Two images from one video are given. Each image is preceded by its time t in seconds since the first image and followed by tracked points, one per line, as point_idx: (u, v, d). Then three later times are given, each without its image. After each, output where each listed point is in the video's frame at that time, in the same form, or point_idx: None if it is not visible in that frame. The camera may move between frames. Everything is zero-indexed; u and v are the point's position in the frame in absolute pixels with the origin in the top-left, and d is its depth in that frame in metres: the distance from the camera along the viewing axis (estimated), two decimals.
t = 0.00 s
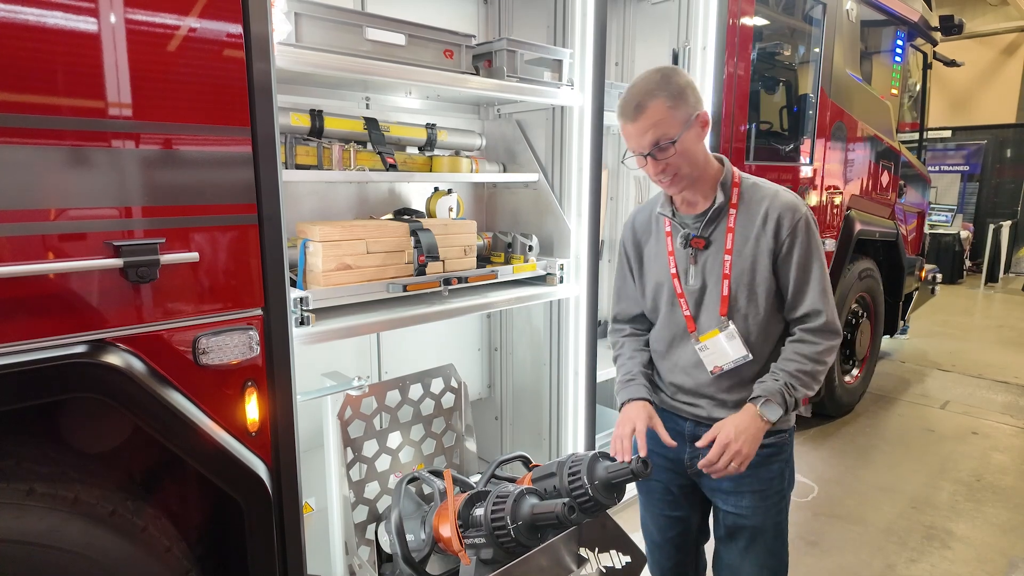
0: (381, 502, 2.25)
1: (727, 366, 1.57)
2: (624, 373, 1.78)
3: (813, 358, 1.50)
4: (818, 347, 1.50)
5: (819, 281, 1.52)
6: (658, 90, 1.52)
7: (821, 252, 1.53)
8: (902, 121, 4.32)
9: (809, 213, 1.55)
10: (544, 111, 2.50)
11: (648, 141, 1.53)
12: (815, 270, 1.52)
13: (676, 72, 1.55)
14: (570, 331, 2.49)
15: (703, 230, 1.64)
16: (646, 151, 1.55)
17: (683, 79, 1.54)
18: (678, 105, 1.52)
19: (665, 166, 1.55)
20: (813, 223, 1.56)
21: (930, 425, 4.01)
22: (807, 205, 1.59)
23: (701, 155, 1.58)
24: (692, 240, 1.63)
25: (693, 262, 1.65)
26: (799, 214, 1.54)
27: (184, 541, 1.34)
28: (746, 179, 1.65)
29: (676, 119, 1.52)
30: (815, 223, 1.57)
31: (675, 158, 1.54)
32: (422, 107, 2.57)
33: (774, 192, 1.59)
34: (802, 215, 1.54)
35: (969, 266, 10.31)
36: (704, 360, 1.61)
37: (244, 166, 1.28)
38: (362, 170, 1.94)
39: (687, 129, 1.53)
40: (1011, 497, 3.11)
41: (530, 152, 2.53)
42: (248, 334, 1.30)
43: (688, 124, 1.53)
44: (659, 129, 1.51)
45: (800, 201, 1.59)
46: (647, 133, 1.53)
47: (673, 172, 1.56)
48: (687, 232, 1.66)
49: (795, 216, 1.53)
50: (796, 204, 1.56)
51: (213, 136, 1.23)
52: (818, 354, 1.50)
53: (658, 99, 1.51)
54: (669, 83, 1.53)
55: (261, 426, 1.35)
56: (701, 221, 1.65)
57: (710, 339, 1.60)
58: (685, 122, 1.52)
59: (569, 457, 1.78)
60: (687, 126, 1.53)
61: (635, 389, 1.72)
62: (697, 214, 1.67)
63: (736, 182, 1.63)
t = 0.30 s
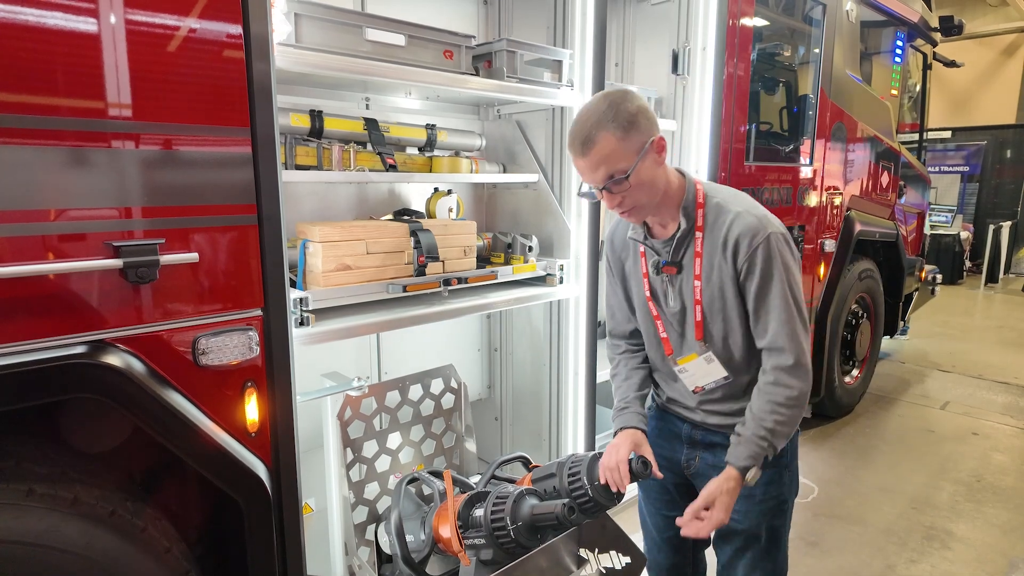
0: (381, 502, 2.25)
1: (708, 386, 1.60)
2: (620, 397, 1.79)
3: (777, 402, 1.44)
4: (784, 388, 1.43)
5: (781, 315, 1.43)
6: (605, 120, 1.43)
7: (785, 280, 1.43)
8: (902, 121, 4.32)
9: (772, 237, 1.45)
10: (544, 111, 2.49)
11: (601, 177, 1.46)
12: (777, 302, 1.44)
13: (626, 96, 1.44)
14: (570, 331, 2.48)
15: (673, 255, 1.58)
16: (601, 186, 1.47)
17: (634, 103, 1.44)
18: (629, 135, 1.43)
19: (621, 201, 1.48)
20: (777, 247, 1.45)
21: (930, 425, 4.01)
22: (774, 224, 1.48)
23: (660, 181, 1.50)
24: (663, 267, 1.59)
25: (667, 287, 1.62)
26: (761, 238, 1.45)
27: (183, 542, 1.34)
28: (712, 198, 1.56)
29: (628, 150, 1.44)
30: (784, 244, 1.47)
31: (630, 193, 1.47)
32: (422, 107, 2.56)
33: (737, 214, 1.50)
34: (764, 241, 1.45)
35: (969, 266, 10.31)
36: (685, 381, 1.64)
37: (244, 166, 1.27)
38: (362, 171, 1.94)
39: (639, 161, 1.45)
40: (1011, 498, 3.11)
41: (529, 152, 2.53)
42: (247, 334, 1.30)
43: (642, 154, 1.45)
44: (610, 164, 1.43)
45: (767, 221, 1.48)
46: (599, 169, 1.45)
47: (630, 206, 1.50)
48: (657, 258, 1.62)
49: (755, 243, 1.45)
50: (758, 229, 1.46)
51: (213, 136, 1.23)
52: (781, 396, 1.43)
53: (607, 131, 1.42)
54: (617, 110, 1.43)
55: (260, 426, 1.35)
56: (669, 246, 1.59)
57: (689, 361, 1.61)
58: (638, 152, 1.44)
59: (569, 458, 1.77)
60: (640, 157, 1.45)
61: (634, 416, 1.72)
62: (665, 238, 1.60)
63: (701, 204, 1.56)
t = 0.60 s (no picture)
0: (381, 503, 2.24)
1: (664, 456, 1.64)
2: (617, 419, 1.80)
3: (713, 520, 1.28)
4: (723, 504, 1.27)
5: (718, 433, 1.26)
6: (560, 210, 1.29)
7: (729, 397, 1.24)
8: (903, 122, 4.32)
9: (725, 340, 1.23)
10: (544, 112, 2.49)
11: (561, 264, 1.35)
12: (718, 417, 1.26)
13: (587, 181, 1.29)
14: (571, 331, 2.48)
15: (651, 317, 1.48)
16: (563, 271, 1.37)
17: (592, 188, 1.29)
18: (589, 224, 1.29)
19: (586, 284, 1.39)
20: (725, 351, 1.23)
21: (930, 425, 4.01)
22: (740, 321, 1.25)
23: (631, 258, 1.38)
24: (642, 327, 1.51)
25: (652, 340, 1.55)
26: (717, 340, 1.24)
27: (184, 543, 1.34)
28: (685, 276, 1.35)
29: (588, 240, 1.31)
30: (746, 349, 1.23)
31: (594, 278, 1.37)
32: (423, 107, 2.56)
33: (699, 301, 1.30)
34: (714, 344, 1.24)
35: (969, 266, 10.31)
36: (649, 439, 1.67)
37: (244, 166, 1.28)
38: (362, 171, 1.94)
39: (601, 249, 1.32)
40: (1011, 499, 3.11)
41: (530, 153, 2.53)
42: (248, 334, 1.30)
43: (603, 241, 1.32)
44: (569, 256, 1.32)
45: (728, 316, 1.25)
46: (558, 259, 1.34)
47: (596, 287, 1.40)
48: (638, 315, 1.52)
49: (703, 344, 1.25)
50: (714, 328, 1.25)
51: (214, 136, 1.23)
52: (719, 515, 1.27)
53: (563, 223, 1.29)
54: (573, 200, 1.28)
55: (261, 426, 1.35)
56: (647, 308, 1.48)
57: (653, 426, 1.63)
58: (599, 241, 1.31)
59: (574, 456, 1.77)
60: (601, 246, 1.32)
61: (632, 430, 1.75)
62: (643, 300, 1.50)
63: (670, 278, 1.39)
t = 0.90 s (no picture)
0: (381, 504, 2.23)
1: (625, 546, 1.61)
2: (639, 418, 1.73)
3: None
4: None
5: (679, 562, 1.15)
6: (504, 369, 1.11)
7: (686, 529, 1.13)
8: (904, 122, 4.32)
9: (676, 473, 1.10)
10: (544, 112, 2.50)
11: (522, 415, 1.20)
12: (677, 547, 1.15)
13: (532, 336, 1.10)
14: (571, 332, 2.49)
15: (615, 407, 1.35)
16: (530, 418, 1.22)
17: (540, 342, 1.10)
18: (544, 381, 1.12)
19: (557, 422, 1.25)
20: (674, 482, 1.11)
21: (932, 426, 4.00)
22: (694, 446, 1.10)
23: (599, 389, 1.21)
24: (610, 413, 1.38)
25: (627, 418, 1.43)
26: (668, 469, 1.11)
27: (183, 544, 1.34)
28: (640, 394, 1.18)
29: (546, 394, 1.15)
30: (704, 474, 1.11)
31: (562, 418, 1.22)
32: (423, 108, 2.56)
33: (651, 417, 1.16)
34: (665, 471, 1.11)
35: (971, 267, 10.30)
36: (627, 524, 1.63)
37: (244, 166, 1.27)
38: (362, 172, 1.94)
39: (562, 397, 1.16)
40: (1013, 500, 3.10)
41: (530, 154, 2.53)
42: (248, 335, 1.30)
43: (565, 389, 1.15)
44: (527, 410, 1.17)
45: (676, 438, 1.12)
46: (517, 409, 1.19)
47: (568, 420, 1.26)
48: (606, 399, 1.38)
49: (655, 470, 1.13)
50: (663, 454, 1.12)
51: (214, 137, 1.23)
52: None
53: (514, 383, 1.12)
54: (519, 362, 1.10)
55: (261, 427, 1.35)
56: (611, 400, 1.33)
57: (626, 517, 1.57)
58: (559, 393, 1.15)
59: (578, 455, 1.80)
60: (562, 393, 1.16)
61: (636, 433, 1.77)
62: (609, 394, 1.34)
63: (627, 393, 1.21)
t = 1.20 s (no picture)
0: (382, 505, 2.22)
1: None
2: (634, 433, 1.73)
3: None
4: None
5: None
6: (473, 456, 1.14)
7: None
8: (905, 123, 4.33)
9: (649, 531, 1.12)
10: (545, 112, 2.50)
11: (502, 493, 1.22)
12: None
13: (497, 426, 1.12)
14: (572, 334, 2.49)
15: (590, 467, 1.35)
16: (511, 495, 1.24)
17: (506, 431, 1.12)
18: (514, 468, 1.14)
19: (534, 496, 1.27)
20: (649, 538, 1.12)
21: (933, 427, 3.99)
22: (666, 506, 1.11)
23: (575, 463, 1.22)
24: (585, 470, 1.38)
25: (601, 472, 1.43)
26: (644, 528, 1.12)
27: (184, 544, 1.34)
28: (614, 456, 1.18)
29: (518, 477, 1.17)
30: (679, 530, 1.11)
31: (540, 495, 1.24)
32: (424, 107, 2.56)
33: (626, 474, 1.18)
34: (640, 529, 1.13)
35: (972, 267, 10.29)
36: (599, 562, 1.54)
37: (245, 167, 1.27)
38: (363, 172, 1.94)
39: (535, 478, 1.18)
40: (1014, 501, 3.10)
41: (531, 153, 2.53)
42: (248, 335, 1.30)
43: (536, 471, 1.16)
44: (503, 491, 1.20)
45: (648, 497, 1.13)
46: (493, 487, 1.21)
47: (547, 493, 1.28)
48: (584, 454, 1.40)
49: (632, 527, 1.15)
50: (638, 513, 1.13)
51: (214, 136, 1.22)
52: None
53: (483, 469, 1.15)
54: (485, 451, 1.12)
55: (261, 427, 1.34)
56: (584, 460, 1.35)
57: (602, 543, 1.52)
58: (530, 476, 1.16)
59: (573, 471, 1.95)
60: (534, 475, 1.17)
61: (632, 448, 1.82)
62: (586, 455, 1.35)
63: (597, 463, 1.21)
